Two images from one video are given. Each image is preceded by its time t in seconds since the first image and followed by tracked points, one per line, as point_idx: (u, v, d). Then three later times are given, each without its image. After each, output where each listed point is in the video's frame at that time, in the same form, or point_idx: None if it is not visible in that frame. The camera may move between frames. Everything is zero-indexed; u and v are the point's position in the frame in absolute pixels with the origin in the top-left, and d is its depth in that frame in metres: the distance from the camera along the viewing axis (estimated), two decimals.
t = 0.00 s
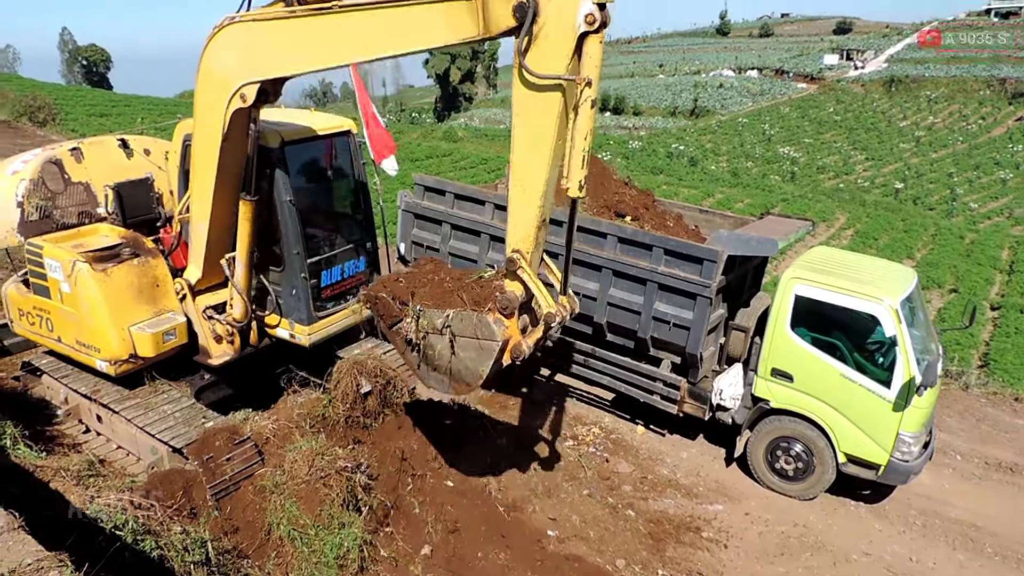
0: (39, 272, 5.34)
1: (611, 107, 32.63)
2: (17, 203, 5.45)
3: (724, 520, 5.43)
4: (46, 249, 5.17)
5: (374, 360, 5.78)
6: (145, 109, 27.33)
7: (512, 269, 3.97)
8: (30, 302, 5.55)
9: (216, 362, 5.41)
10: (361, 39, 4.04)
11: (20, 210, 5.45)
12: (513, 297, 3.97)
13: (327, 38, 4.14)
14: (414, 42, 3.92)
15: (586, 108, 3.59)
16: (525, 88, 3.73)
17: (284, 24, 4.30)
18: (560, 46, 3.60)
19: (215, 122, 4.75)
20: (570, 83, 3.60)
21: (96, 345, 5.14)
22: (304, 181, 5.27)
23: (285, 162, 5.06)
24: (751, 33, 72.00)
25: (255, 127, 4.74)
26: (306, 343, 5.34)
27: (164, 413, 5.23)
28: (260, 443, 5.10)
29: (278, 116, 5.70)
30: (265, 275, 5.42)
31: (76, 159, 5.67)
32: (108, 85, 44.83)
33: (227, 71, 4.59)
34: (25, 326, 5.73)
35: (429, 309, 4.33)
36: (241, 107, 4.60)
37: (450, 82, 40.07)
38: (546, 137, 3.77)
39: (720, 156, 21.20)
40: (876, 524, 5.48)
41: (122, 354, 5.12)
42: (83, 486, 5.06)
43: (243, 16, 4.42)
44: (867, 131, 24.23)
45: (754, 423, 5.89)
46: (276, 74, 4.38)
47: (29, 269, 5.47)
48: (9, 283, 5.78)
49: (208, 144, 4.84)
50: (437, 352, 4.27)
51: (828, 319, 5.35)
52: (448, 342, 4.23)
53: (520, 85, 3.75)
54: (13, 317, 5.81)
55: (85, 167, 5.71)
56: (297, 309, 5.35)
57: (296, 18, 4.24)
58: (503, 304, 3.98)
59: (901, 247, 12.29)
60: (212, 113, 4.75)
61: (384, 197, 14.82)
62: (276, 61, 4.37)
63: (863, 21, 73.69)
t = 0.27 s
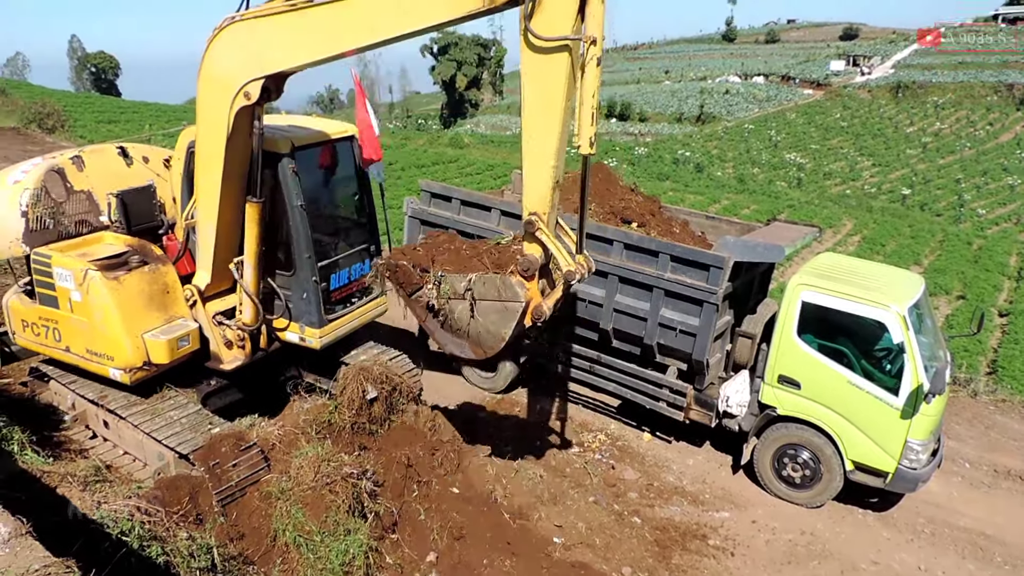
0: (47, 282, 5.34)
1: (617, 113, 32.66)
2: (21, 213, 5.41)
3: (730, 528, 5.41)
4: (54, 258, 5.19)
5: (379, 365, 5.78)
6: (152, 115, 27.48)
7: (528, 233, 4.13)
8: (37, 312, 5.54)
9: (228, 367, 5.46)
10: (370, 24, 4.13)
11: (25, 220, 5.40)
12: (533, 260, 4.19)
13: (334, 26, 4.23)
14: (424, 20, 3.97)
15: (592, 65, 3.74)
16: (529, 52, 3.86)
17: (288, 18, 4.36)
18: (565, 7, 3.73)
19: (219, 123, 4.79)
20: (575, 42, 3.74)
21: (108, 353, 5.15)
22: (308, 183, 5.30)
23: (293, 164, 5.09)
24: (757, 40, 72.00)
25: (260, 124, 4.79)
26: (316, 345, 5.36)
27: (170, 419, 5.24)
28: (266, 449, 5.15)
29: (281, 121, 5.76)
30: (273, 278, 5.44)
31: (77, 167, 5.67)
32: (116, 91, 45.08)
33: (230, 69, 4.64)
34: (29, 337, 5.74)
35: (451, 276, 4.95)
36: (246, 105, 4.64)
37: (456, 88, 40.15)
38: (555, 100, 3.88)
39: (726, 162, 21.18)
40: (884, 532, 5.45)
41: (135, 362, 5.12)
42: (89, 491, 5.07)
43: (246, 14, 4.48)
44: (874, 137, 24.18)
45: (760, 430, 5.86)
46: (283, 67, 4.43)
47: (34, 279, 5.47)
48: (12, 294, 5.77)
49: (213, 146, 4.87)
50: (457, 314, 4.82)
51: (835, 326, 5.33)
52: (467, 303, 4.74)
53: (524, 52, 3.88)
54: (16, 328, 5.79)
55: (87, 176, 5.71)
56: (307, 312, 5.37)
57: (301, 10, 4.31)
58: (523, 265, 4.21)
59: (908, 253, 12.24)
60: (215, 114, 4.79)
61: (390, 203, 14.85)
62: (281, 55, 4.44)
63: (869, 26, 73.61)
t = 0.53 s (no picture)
0: (49, 295, 5.28)
1: (618, 122, 32.72)
2: (20, 225, 5.38)
3: (733, 538, 5.38)
4: (58, 270, 5.15)
5: (381, 374, 5.79)
6: (155, 125, 27.58)
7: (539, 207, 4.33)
8: (36, 327, 5.47)
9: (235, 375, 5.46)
10: (370, 19, 4.21)
11: (24, 232, 5.37)
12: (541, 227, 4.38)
13: (334, 22, 4.30)
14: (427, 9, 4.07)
15: (592, 39, 4.00)
16: (531, 32, 4.09)
17: (286, 19, 4.43)
18: None
19: (219, 127, 4.82)
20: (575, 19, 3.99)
21: (117, 364, 5.11)
22: (312, 190, 5.37)
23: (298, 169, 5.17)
24: (758, 49, 72.21)
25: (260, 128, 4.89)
26: (323, 350, 5.40)
27: (171, 428, 5.23)
28: (268, 458, 5.18)
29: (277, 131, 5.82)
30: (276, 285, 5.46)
31: (73, 179, 5.70)
32: (119, 101, 45.26)
33: (228, 74, 4.68)
34: (27, 353, 5.65)
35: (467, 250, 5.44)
36: (246, 108, 4.70)
37: (457, 97, 40.28)
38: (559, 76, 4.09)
39: (727, 170, 21.21)
40: (887, 542, 5.42)
41: (146, 373, 5.09)
42: (90, 500, 5.06)
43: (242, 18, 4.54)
44: (875, 145, 24.21)
45: (763, 439, 5.85)
46: (283, 67, 4.49)
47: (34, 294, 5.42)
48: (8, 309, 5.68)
49: (213, 151, 4.91)
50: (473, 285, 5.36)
51: (836, 334, 5.31)
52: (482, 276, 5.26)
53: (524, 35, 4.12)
54: (12, 343, 5.69)
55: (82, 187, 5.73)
56: (313, 318, 5.41)
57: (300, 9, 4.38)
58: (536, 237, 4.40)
59: (910, 261, 12.23)
60: (214, 119, 4.82)
61: (391, 212, 14.88)
62: (281, 56, 4.49)
63: (870, 35, 73.80)
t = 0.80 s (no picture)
0: (54, 309, 5.17)
1: (619, 131, 32.81)
2: (19, 238, 5.32)
3: (734, 547, 5.36)
4: (64, 284, 5.06)
5: (381, 383, 5.78)
6: (158, 133, 27.67)
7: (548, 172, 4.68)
8: (38, 342, 5.34)
9: (245, 381, 5.49)
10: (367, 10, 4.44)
11: (23, 245, 5.32)
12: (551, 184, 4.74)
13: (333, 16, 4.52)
14: None
15: (585, 14, 4.50)
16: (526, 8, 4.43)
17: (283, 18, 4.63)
18: None
19: (217, 130, 4.93)
20: None
21: (130, 376, 5.03)
22: (313, 196, 5.58)
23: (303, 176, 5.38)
24: (758, 58, 72.44)
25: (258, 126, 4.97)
26: (330, 353, 5.62)
27: (171, 436, 5.22)
28: (268, 467, 5.16)
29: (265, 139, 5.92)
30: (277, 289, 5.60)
31: (66, 191, 5.66)
32: (121, 110, 45.44)
33: (224, 77, 4.83)
34: (26, 370, 5.49)
35: (483, 219, 5.46)
36: (243, 109, 4.85)
37: (459, 106, 40.41)
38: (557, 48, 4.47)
39: (728, 179, 21.23)
40: (889, 552, 5.40)
41: (161, 382, 5.03)
42: (90, 509, 5.05)
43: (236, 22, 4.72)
44: (876, 154, 24.25)
45: (765, 448, 5.83)
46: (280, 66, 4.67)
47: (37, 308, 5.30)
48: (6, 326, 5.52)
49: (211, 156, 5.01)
50: (489, 252, 5.47)
51: (837, 343, 5.31)
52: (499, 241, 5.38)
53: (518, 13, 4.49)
54: (8, 360, 5.54)
55: (75, 201, 5.69)
56: (319, 321, 5.63)
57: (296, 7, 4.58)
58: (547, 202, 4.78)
59: (911, 270, 12.23)
60: (211, 123, 4.93)
61: (393, 221, 14.91)
62: (278, 54, 4.67)
63: (870, 44, 73.98)
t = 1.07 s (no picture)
0: (62, 317, 5.00)
1: (621, 135, 32.84)
2: (20, 247, 5.09)
3: (737, 552, 5.35)
4: (75, 292, 4.90)
5: (384, 386, 5.79)
6: (161, 136, 27.73)
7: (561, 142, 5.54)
8: (43, 354, 5.11)
9: (257, 382, 5.52)
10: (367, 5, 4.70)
11: (26, 254, 5.09)
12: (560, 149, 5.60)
13: (333, 11, 4.73)
14: None
15: None
16: None
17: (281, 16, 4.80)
18: None
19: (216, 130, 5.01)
20: None
21: (149, 382, 4.95)
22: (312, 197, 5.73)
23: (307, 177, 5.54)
24: (761, 62, 72.47)
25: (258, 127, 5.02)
26: (336, 350, 5.75)
27: (174, 439, 5.22)
28: (270, 470, 5.14)
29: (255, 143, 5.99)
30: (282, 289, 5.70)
31: (61, 199, 5.51)
32: (125, 113, 45.57)
33: (221, 79, 4.92)
34: (29, 384, 5.22)
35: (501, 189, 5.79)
36: (244, 109, 4.97)
37: (461, 110, 40.48)
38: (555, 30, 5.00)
39: (730, 183, 21.23)
40: (892, 558, 5.38)
41: (180, 387, 4.98)
42: (92, 512, 5.05)
43: (231, 23, 4.83)
44: (878, 159, 24.24)
45: (767, 453, 5.81)
46: (280, 64, 4.82)
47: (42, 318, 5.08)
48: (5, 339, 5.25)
49: (211, 158, 5.05)
50: (506, 220, 5.88)
51: (840, 347, 5.30)
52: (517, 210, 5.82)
53: None
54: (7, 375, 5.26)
55: (69, 208, 5.56)
56: (324, 320, 5.76)
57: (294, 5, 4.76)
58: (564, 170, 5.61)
59: (914, 274, 12.23)
60: (210, 124, 4.99)
61: (395, 224, 14.93)
62: (278, 51, 4.82)
63: (872, 49, 74.01)
